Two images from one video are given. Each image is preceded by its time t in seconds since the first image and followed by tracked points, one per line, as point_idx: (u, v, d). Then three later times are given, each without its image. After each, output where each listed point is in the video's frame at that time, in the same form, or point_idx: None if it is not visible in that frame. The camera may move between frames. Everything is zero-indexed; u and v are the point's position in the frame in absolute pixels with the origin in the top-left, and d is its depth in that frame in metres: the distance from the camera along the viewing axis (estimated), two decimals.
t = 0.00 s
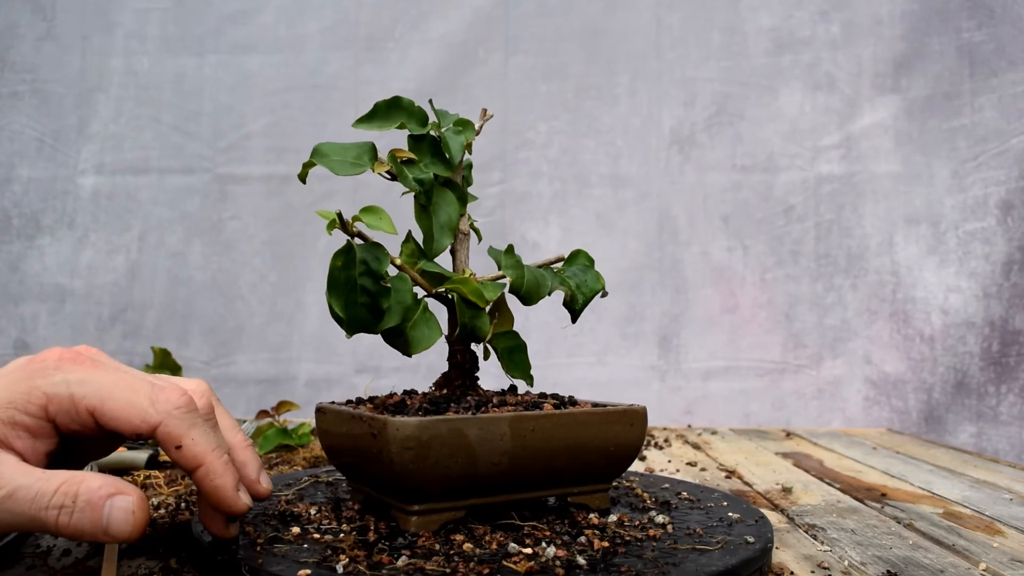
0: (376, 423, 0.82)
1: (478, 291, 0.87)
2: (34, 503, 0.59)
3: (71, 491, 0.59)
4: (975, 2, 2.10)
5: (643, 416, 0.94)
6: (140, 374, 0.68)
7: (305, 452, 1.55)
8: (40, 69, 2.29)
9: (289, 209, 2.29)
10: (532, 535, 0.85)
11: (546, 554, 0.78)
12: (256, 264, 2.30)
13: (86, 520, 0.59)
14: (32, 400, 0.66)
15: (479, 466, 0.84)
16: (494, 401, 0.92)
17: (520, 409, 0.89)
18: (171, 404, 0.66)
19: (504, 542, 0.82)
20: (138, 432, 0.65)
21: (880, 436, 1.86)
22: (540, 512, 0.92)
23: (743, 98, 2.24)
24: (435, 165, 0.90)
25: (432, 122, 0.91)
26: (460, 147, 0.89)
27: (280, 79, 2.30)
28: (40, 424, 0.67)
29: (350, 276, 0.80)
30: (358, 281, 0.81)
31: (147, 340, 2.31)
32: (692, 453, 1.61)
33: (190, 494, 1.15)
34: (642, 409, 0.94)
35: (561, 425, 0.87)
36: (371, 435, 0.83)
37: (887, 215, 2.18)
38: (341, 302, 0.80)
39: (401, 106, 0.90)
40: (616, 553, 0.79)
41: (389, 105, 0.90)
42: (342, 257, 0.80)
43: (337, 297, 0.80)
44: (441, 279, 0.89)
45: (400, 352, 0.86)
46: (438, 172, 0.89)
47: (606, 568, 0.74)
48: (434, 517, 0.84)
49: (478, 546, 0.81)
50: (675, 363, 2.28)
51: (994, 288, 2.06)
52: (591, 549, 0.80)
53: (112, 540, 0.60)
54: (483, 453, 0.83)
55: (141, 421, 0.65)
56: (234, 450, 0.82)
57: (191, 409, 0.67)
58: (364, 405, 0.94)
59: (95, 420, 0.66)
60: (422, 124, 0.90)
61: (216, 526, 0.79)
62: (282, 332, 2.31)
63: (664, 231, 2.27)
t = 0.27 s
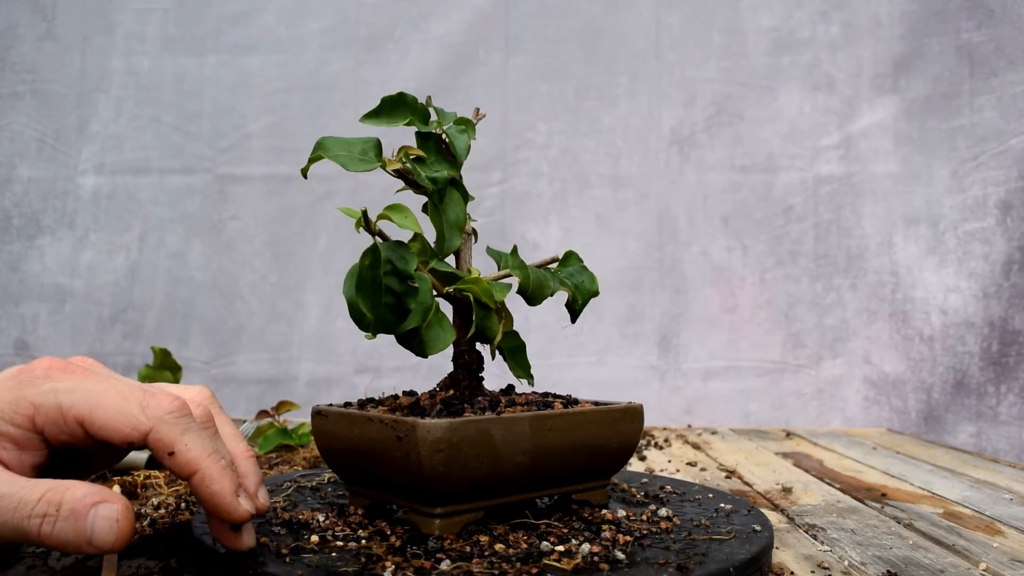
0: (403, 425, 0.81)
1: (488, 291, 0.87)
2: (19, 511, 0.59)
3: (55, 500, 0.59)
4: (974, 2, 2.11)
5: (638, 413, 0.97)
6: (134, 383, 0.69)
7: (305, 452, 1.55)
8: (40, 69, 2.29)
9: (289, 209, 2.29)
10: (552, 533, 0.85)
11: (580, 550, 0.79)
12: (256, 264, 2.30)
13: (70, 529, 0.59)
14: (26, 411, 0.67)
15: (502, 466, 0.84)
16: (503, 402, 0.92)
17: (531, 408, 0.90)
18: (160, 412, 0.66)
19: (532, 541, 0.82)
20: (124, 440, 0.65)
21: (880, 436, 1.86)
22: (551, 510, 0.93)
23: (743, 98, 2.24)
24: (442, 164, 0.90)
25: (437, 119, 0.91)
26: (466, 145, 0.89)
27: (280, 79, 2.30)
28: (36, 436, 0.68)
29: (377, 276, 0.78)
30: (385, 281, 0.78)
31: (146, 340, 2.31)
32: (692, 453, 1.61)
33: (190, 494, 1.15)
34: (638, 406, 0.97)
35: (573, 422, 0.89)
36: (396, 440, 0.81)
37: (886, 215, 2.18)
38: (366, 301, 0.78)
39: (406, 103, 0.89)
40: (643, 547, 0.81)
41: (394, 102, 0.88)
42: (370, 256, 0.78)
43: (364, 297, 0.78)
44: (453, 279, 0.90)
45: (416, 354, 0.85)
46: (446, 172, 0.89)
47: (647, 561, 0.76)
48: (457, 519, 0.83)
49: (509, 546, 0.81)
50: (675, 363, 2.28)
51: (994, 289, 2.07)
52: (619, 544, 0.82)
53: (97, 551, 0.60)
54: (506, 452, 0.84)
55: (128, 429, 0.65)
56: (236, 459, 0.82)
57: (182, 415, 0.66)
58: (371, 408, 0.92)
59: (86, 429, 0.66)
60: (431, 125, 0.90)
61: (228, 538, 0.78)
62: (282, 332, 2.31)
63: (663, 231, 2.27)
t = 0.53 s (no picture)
0: (459, 429, 0.79)
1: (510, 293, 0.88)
2: None
3: (35, 539, 0.51)
4: (974, 3, 2.11)
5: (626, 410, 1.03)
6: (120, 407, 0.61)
7: (305, 452, 1.55)
8: (41, 69, 2.29)
9: (289, 209, 2.30)
10: (585, 528, 0.87)
11: (630, 540, 0.82)
12: (256, 264, 2.30)
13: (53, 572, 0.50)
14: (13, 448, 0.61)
15: (541, 464, 0.85)
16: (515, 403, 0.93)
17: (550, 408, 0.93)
18: (155, 440, 0.59)
19: (577, 537, 0.84)
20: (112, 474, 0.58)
21: (880, 436, 1.86)
22: (561, 507, 0.95)
23: (743, 99, 2.24)
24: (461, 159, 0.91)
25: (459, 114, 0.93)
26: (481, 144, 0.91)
27: (280, 79, 2.30)
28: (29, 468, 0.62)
29: (437, 277, 0.81)
30: (445, 281, 0.82)
31: (147, 340, 2.31)
32: (692, 453, 1.61)
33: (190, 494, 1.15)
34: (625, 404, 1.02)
35: (590, 420, 0.92)
36: (449, 443, 0.80)
37: (886, 216, 2.18)
38: (425, 299, 0.81)
39: (422, 99, 0.91)
40: (674, 533, 0.86)
41: (411, 97, 0.91)
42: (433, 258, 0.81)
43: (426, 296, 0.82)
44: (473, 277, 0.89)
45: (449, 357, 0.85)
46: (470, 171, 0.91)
47: (697, 545, 0.81)
48: (501, 520, 0.83)
49: (560, 543, 0.82)
50: (675, 363, 2.28)
51: (994, 289, 2.07)
52: (654, 533, 0.86)
53: None
54: (545, 450, 0.85)
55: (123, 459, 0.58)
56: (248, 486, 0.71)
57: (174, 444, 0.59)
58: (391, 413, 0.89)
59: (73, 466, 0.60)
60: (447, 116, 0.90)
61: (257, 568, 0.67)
62: (282, 332, 2.31)
63: (663, 231, 2.27)
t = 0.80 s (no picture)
0: (495, 429, 0.81)
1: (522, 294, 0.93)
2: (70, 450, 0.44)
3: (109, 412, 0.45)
4: (973, 3, 2.11)
5: (615, 406, 1.07)
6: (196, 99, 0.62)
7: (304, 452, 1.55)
8: (40, 69, 2.29)
9: (289, 209, 2.29)
10: (597, 523, 0.90)
11: (648, 532, 0.86)
12: (256, 264, 2.30)
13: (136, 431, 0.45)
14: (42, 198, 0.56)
15: (560, 461, 0.88)
16: (525, 403, 0.95)
17: (557, 407, 0.95)
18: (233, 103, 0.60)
19: (595, 532, 0.87)
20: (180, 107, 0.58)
21: (880, 436, 1.86)
22: (562, 504, 0.97)
23: (742, 99, 2.24)
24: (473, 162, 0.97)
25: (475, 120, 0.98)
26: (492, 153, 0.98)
27: (280, 79, 2.30)
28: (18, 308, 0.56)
29: (486, 280, 0.84)
30: (487, 283, 0.84)
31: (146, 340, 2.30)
32: (692, 453, 1.61)
33: (190, 494, 1.16)
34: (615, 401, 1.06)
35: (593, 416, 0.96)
36: (484, 443, 0.81)
37: (886, 215, 2.17)
38: (472, 298, 0.84)
39: (444, 99, 0.96)
40: (685, 524, 0.91)
41: (435, 96, 0.96)
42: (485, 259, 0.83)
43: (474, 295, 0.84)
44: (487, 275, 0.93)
45: (480, 356, 0.89)
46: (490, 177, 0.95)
47: (711, 535, 0.87)
48: (524, 518, 0.85)
49: (583, 538, 0.85)
50: (675, 363, 2.28)
51: (993, 289, 2.08)
52: (665, 524, 0.90)
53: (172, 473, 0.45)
54: (564, 448, 0.88)
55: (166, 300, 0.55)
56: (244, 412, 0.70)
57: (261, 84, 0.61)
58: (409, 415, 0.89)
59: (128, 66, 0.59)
60: (466, 116, 0.95)
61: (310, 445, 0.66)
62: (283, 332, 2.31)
63: (663, 231, 2.27)
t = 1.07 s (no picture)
0: (496, 429, 0.81)
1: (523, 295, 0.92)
2: (219, 284, 0.78)
3: (249, 270, 0.78)
4: (973, 3, 2.11)
5: (615, 407, 1.07)
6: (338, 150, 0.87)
7: (305, 451, 1.55)
8: (40, 69, 2.29)
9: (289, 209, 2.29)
10: (597, 523, 0.90)
11: (647, 533, 0.86)
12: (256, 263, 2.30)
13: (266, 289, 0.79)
14: (249, 136, 0.81)
15: (560, 461, 0.88)
16: (525, 404, 0.95)
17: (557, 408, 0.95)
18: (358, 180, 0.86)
19: (595, 532, 0.87)
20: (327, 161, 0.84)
21: (879, 436, 1.87)
22: (562, 505, 0.97)
23: (742, 99, 2.24)
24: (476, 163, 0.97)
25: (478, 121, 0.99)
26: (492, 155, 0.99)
27: (281, 79, 2.30)
28: (186, 204, 0.81)
29: (489, 280, 0.84)
30: (488, 282, 0.84)
31: (147, 340, 2.31)
32: (692, 453, 1.61)
33: (190, 493, 1.16)
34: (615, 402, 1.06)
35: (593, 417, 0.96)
36: (484, 444, 0.81)
37: (885, 216, 2.18)
38: (475, 298, 0.84)
39: (444, 100, 0.96)
40: (686, 524, 0.91)
41: (437, 96, 0.95)
42: (488, 260, 0.83)
43: (477, 295, 0.84)
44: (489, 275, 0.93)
45: (485, 355, 0.89)
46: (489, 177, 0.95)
47: (710, 535, 0.87)
48: (524, 518, 0.85)
49: (584, 538, 0.85)
50: (675, 363, 2.29)
51: (992, 289, 2.07)
52: (664, 524, 0.90)
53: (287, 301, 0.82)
54: (564, 449, 0.88)
55: (277, 256, 0.80)
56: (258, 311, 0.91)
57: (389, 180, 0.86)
58: (409, 414, 0.89)
59: (309, 129, 0.83)
60: (467, 116, 0.95)
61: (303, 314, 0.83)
62: (283, 332, 2.31)
63: (662, 231, 2.27)
